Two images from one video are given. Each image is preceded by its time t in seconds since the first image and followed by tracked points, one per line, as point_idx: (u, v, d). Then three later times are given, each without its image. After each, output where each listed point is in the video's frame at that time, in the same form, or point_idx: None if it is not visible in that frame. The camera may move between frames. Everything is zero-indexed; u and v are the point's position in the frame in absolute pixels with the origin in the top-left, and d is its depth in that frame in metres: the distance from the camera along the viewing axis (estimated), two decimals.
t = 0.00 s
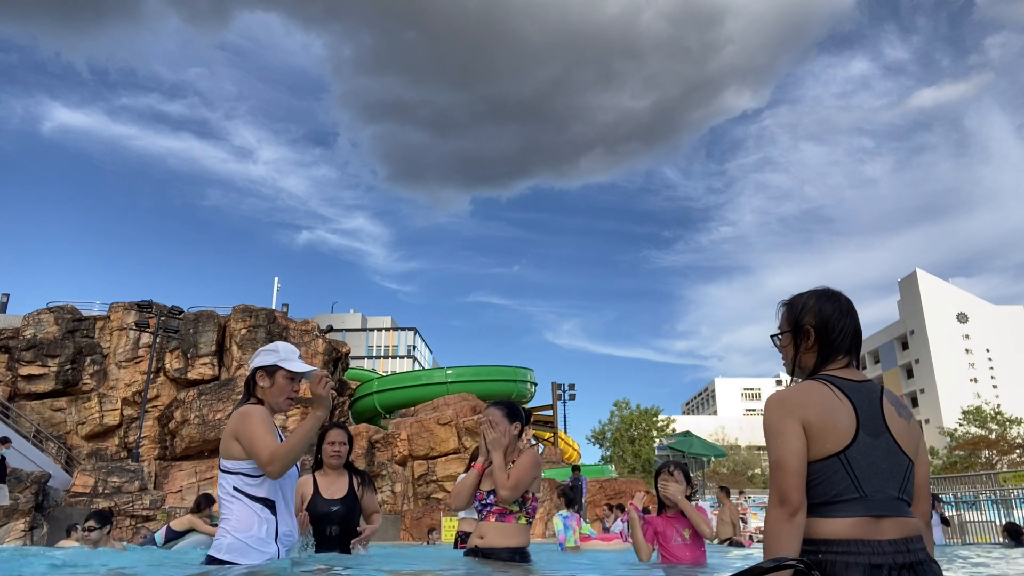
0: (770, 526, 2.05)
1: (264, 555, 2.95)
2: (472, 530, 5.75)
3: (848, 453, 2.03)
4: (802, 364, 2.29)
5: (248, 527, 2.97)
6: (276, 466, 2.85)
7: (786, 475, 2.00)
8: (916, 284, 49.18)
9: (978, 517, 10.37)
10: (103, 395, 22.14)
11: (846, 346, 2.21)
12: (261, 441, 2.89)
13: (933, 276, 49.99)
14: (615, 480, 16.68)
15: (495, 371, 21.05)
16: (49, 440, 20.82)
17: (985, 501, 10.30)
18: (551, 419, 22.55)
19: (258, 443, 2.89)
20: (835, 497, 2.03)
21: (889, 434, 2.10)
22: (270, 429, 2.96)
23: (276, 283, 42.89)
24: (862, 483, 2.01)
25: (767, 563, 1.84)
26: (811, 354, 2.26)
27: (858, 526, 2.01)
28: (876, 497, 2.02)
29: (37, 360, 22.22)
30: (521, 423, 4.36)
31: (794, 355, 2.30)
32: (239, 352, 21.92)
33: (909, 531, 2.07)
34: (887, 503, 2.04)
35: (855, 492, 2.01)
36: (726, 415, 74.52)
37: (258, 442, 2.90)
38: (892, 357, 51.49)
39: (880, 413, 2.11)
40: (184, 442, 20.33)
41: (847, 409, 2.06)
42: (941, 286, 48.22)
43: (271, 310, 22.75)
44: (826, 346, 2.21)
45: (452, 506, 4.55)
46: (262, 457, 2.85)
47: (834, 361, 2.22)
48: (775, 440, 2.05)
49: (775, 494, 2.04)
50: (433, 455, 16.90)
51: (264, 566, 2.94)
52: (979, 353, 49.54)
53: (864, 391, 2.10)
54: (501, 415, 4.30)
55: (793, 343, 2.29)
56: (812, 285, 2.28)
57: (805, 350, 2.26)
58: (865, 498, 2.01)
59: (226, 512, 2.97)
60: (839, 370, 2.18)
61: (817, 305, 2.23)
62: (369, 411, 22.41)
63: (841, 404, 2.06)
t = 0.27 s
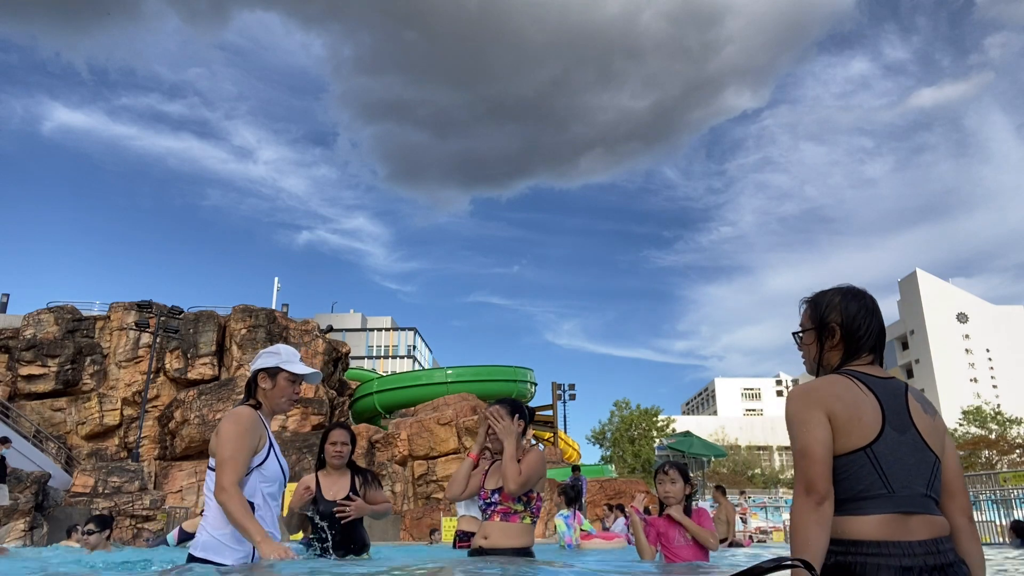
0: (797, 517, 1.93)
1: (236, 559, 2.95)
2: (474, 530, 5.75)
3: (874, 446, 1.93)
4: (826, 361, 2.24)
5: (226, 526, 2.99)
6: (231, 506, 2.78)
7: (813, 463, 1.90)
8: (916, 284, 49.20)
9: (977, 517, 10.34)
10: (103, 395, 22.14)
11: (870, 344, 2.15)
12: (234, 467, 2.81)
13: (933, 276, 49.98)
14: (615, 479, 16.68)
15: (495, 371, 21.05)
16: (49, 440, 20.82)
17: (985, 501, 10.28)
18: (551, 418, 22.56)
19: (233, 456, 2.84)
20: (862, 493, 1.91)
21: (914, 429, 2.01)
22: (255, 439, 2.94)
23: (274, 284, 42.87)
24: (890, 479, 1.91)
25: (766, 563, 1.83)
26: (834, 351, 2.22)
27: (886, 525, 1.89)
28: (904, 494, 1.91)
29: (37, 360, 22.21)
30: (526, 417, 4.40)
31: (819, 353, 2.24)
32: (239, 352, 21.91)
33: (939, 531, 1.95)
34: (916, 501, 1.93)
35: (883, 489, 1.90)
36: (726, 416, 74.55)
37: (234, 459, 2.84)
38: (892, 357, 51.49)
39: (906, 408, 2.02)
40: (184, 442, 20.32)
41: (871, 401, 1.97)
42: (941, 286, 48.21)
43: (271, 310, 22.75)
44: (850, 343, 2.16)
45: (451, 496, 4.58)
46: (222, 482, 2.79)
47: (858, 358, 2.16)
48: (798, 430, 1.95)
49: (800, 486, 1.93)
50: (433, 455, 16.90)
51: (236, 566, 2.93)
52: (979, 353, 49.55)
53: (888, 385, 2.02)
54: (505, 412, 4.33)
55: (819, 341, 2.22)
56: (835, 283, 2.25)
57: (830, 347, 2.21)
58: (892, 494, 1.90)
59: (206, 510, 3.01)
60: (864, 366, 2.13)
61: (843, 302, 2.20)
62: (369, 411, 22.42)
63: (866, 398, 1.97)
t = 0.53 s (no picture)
0: (820, 510, 1.90)
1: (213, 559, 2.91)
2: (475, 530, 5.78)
3: (891, 440, 1.92)
4: (837, 361, 2.23)
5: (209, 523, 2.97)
6: (220, 506, 2.78)
7: (829, 454, 1.89)
8: (916, 284, 49.22)
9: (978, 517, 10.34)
10: (103, 395, 22.14)
11: (880, 344, 2.15)
12: (224, 466, 2.81)
13: (933, 276, 49.97)
14: (615, 479, 16.69)
15: (495, 371, 21.05)
16: (49, 440, 20.83)
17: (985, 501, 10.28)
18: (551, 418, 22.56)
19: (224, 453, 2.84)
20: (882, 488, 1.90)
21: (931, 424, 1.99)
22: (247, 440, 2.94)
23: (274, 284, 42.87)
24: (909, 473, 1.90)
25: (767, 563, 1.83)
26: (845, 351, 2.21)
27: (907, 520, 1.88)
28: (925, 489, 1.90)
29: (37, 360, 22.22)
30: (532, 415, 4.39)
31: (829, 354, 2.23)
32: (239, 352, 21.90)
33: (960, 528, 1.94)
34: (938, 496, 1.91)
35: (903, 484, 1.89)
36: (726, 416, 74.54)
37: (225, 456, 2.83)
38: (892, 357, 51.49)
39: (920, 404, 2.01)
40: (184, 442, 20.31)
41: (886, 396, 1.96)
42: (941, 286, 48.22)
43: (271, 310, 22.75)
44: (860, 343, 2.15)
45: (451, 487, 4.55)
46: (213, 481, 2.79)
47: (870, 356, 2.15)
48: (813, 423, 1.95)
49: (820, 480, 1.92)
50: (433, 455, 16.90)
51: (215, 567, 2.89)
52: (979, 352, 49.55)
53: (902, 381, 2.01)
54: (511, 409, 4.33)
55: (829, 341, 2.22)
56: (844, 283, 2.25)
57: (841, 347, 2.20)
58: (912, 488, 1.89)
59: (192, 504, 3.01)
60: (876, 363, 2.12)
61: (854, 301, 2.19)
62: (369, 411, 22.42)
63: (882, 393, 1.96)
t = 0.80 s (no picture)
0: (832, 507, 1.90)
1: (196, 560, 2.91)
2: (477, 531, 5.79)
3: (895, 436, 1.92)
4: (839, 363, 2.23)
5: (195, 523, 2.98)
6: (222, 509, 2.81)
7: (835, 450, 1.89)
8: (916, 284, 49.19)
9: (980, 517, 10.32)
10: (103, 395, 22.14)
11: (884, 345, 2.14)
12: (221, 469, 2.81)
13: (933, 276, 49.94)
14: (615, 479, 16.69)
15: (495, 371, 21.05)
16: (49, 440, 20.83)
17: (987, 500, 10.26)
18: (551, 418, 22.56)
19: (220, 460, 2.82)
20: (890, 485, 1.90)
21: (936, 420, 1.99)
22: (241, 440, 2.94)
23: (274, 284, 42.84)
24: (916, 469, 1.90)
25: (766, 563, 1.84)
26: (848, 352, 2.21)
27: (917, 518, 1.88)
28: (932, 485, 1.90)
29: (37, 360, 22.22)
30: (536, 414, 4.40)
31: (831, 357, 2.24)
32: (239, 352, 21.89)
33: (972, 527, 1.92)
34: (948, 491, 1.91)
35: (910, 479, 1.89)
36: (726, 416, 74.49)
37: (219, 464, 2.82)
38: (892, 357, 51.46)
39: (923, 401, 2.01)
40: (184, 442, 20.30)
41: (888, 393, 1.96)
42: (941, 286, 48.19)
43: (271, 310, 22.75)
44: (862, 344, 2.15)
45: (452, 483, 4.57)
46: (210, 483, 2.80)
47: (873, 357, 2.15)
48: (818, 421, 1.95)
49: (828, 478, 1.93)
50: (433, 455, 16.90)
51: (197, 570, 2.89)
52: (979, 353, 49.52)
53: (904, 378, 2.02)
54: (514, 409, 4.33)
55: (832, 344, 2.22)
56: (845, 286, 2.26)
57: (843, 349, 2.20)
58: (920, 485, 1.89)
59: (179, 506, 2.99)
60: (879, 364, 2.12)
61: (855, 304, 2.20)
62: (369, 411, 22.41)
63: (884, 391, 1.97)
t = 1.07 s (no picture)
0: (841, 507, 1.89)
1: (171, 558, 2.91)
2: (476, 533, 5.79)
3: (899, 434, 1.92)
4: (837, 366, 2.22)
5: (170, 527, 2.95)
6: (215, 514, 2.77)
7: (840, 449, 1.87)
8: (916, 284, 49.17)
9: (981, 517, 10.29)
10: (103, 395, 22.14)
11: (883, 347, 2.14)
12: (202, 469, 2.77)
13: (933, 276, 49.90)
14: (615, 479, 16.68)
15: (495, 371, 21.05)
16: (49, 440, 20.84)
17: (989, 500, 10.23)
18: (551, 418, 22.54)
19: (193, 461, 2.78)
20: (897, 482, 1.90)
21: (937, 418, 1.99)
22: (220, 438, 2.90)
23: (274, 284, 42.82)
24: (921, 466, 1.90)
25: (767, 563, 1.83)
26: (846, 355, 2.20)
27: (926, 515, 1.87)
28: (938, 482, 1.89)
29: (37, 360, 22.21)
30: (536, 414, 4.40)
31: (829, 360, 2.23)
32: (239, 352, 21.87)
33: (980, 525, 1.92)
34: (955, 488, 1.90)
35: (915, 477, 1.89)
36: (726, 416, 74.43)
37: (191, 465, 2.77)
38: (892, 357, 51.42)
39: (924, 400, 2.01)
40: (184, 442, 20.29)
41: (890, 393, 1.96)
42: (941, 285, 48.16)
43: (271, 310, 22.75)
44: (860, 346, 2.15)
45: (454, 483, 4.57)
46: (190, 485, 2.76)
47: (872, 358, 2.14)
48: (821, 421, 1.93)
49: (836, 477, 1.91)
50: (433, 455, 16.89)
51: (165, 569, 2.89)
52: (979, 353, 49.48)
53: (904, 378, 2.02)
54: (514, 408, 4.32)
55: (830, 346, 2.21)
56: (843, 289, 2.26)
57: (842, 352, 2.19)
58: (928, 482, 1.88)
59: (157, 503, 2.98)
60: (878, 366, 2.11)
61: (855, 306, 2.20)
62: (369, 411, 22.41)
63: (884, 391, 1.97)
